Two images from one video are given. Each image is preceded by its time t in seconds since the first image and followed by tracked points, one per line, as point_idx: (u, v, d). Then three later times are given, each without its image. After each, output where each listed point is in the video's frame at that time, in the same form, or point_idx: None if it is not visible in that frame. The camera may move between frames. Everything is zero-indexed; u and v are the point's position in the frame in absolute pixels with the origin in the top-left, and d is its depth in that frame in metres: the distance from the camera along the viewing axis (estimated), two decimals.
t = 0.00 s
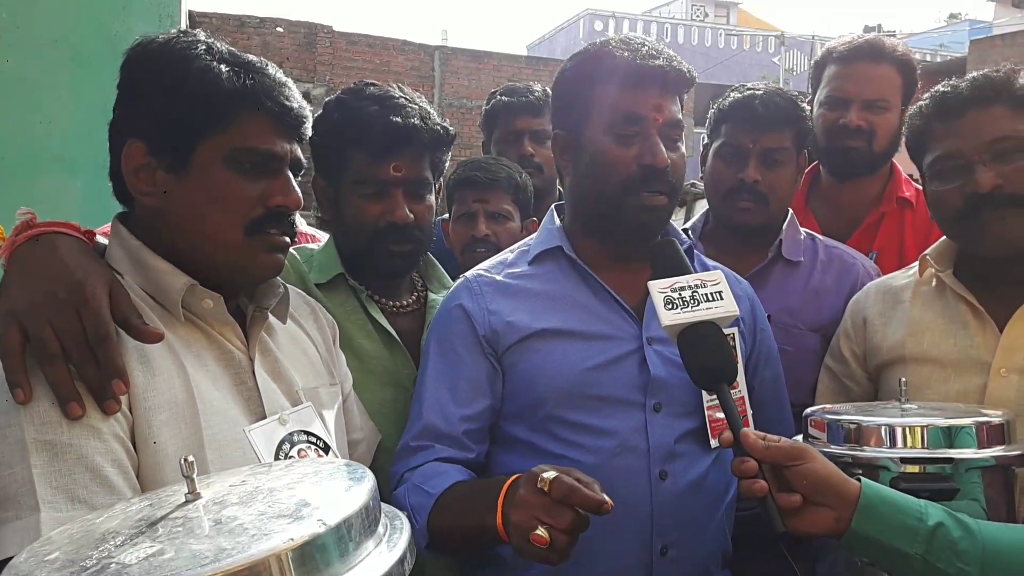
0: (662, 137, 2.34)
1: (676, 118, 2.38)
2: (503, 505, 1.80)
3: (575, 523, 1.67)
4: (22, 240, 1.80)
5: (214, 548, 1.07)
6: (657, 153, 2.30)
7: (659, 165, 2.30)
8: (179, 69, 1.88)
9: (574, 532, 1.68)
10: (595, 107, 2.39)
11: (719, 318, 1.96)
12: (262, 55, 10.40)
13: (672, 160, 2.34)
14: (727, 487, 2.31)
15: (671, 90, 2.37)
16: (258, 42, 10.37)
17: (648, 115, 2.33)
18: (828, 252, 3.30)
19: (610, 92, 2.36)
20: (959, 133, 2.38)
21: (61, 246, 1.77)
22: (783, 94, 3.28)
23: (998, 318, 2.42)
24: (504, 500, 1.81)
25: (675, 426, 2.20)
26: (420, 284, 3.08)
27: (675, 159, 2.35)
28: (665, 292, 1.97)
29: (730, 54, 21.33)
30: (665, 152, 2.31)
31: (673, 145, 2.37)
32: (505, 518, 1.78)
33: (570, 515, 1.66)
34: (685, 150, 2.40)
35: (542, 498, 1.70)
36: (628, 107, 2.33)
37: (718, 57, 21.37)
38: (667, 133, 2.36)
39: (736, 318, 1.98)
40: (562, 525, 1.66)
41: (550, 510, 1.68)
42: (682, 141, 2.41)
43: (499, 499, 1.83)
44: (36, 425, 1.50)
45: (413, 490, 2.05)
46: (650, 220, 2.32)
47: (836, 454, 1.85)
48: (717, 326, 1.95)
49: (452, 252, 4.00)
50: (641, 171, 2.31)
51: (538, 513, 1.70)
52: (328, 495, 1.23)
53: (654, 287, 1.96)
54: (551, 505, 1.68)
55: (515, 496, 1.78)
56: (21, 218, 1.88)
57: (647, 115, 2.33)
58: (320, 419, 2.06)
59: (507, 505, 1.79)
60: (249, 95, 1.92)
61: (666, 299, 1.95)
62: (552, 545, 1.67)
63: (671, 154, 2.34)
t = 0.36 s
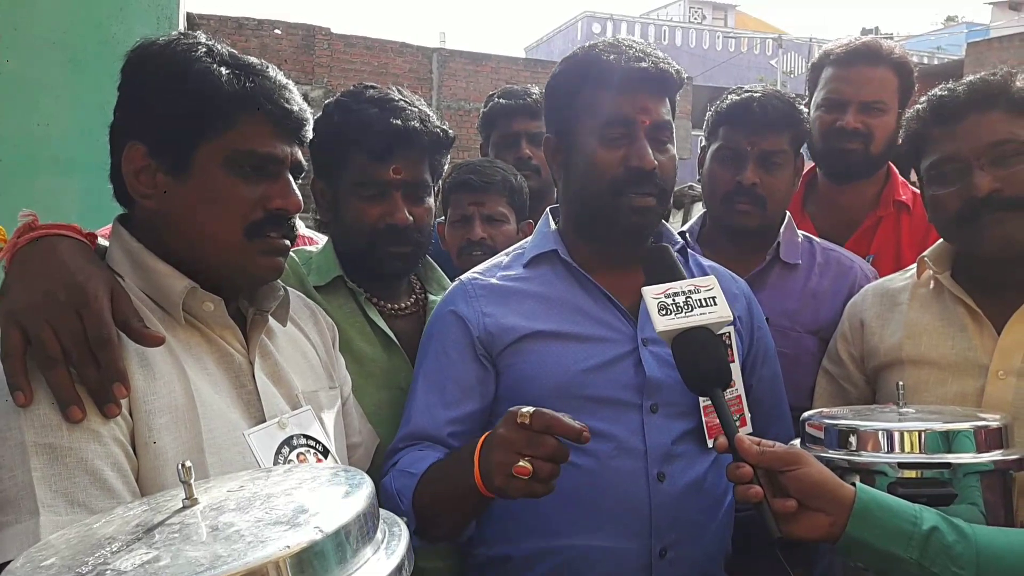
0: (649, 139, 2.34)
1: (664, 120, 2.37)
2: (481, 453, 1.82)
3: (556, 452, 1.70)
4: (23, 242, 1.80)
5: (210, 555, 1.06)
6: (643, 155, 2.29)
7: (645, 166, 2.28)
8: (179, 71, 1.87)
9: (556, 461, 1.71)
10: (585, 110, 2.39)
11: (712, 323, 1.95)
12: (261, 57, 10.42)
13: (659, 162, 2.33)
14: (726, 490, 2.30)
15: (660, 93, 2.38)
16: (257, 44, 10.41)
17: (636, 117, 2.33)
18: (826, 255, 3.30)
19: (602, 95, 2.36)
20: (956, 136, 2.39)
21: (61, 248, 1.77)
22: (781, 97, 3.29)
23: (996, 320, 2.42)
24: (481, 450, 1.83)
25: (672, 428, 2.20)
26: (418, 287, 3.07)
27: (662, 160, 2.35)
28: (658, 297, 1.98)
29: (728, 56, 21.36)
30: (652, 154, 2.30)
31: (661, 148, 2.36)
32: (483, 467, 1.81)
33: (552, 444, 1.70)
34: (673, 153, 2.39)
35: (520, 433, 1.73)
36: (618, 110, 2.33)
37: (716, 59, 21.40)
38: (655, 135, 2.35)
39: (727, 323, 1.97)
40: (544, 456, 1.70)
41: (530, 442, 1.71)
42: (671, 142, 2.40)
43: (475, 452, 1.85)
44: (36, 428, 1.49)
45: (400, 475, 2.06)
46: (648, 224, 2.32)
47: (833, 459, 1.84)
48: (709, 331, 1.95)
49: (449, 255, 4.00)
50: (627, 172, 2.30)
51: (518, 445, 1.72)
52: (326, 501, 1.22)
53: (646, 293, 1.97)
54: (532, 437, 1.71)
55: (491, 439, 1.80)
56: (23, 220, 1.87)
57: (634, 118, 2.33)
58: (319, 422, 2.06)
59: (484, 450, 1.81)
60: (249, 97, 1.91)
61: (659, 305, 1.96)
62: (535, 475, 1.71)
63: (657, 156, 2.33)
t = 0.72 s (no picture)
0: (646, 145, 2.34)
1: (661, 125, 2.37)
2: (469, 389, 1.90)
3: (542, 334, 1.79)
4: (28, 243, 1.80)
5: (217, 558, 1.07)
6: (641, 162, 2.29)
7: (642, 172, 2.29)
8: (183, 73, 1.88)
9: (544, 346, 1.79)
10: (583, 114, 2.40)
11: (712, 326, 1.96)
12: (262, 59, 10.43)
13: (657, 168, 2.33)
14: (726, 493, 2.30)
15: (658, 99, 2.38)
16: (258, 45, 10.42)
17: (632, 124, 2.33)
18: (825, 257, 3.30)
19: (600, 100, 2.37)
20: (956, 139, 2.39)
21: (66, 249, 1.77)
22: (780, 100, 3.29)
23: (996, 322, 2.42)
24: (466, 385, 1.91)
25: (672, 428, 2.20)
26: (419, 289, 3.08)
27: (659, 165, 2.35)
28: (656, 300, 1.96)
29: (728, 58, 21.38)
30: (649, 160, 2.31)
31: (659, 154, 2.37)
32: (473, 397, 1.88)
33: (538, 327, 1.79)
34: (671, 157, 2.40)
35: (506, 325, 1.83)
36: (615, 116, 2.34)
37: (717, 61, 21.41)
38: (653, 141, 2.35)
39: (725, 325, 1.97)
40: (532, 343, 1.79)
41: (517, 328, 1.80)
42: (669, 147, 2.40)
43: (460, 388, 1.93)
44: (42, 429, 1.50)
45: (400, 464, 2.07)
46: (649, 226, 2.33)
47: (833, 462, 1.85)
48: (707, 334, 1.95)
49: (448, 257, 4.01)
50: (624, 178, 2.30)
51: (507, 336, 1.80)
52: (332, 504, 1.23)
53: (644, 296, 1.96)
54: (517, 324, 1.80)
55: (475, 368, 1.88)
56: (28, 221, 1.88)
57: (631, 124, 2.33)
58: (322, 422, 2.06)
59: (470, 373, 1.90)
60: (252, 99, 1.92)
61: (658, 308, 1.95)
62: (525, 356, 1.78)
63: (655, 161, 2.34)
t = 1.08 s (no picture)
0: (651, 143, 2.35)
1: (666, 124, 2.38)
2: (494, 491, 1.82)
3: (563, 519, 1.68)
4: (34, 241, 1.81)
5: (225, 558, 1.07)
6: (645, 160, 2.30)
7: (648, 170, 2.29)
8: (188, 74, 1.89)
9: (561, 525, 1.69)
10: (586, 114, 2.40)
11: (713, 330, 1.96)
12: (264, 60, 10.45)
13: (661, 166, 2.33)
14: (727, 494, 2.31)
15: (662, 98, 2.39)
16: (261, 46, 10.41)
17: (637, 123, 2.33)
18: (827, 258, 3.30)
19: (603, 100, 2.37)
20: (956, 141, 2.39)
21: (72, 249, 1.78)
22: (782, 101, 3.30)
23: (998, 324, 2.42)
24: (494, 491, 1.83)
25: (675, 430, 2.21)
26: (421, 289, 3.09)
27: (665, 164, 2.36)
28: (657, 303, 1.97)
29: (731, 59, 21.37)
30: (654, 158, 2.31)
31: (663, 152, 2.38)
32: (494, 506, 1.79)
33: (566, 510, 1.68)
34: (676, 156, 2.40)
35: (532, 483, 1.72)
36: (619, 115, 2.34)
37: (719, 61, 21.41)
38: (657, 140, 2.36)
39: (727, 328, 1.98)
40: (556, 503, 1.68)
41: (546, 502, 1.69)
42: (673, 146, 2.41)
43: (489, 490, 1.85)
44: (48, 428, 1.50)
45: (408, 486, 2.07)
46: (650, 227, 2.33)
47: (834, 465, 1.85)
48: (709, 337, 1.96)
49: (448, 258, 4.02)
50: (629, 177, 2.31)
51: (534, 497, 1.71)
52: (338, 504, 1.23)
53: (645, 299, 1.96)
54: (544, 494, 1.70)
55: (508, 478, 1.81)
56: (34, 220, 1.88)
57: (635, 123, 2.33)
58: (325, 423, 2.07)
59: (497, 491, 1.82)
60: (258, 99, 1.93)
61: (659, 311, 1.96)
62: (539, 534, 1.69)
63: (660, 160, 2.34)
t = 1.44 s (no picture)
0: (649, 141, 2.34)
1: (663, 122, 2.37)
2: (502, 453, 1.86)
3: (573, 435, 1.73)
4: (33, 240, 1.81)
5: (225, 557, 1.07)
6: (643, 158, 2.29)
7: (646, 169, 2.29)
8: (188, 72, 1.89)
9: (568, 450, 1.74)
10: (584, 111, 2.40)
11: (712, 327, 1.97)
12: (265, 59, 10.44)
13: (659, 165, 2.33)
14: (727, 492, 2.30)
15: (660, 96, 2.38)
16: (261, 44, 10.37)
17: (635, 120, 2.33)
18: (828, 254, 3.30)
19: (603, 96, 2.37)
20: (954, 138, 2.39)
21: (71, 247, 1.78)
22: (783, 98, 3.29)
23: (999, 321, 2.42)
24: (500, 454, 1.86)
25: (675, 428, 2.21)
26: (421, 287, 3.08)
27: (663, 162, 2.35)
28: (656, 301, 1.97)
29: (731, 56, 21.35)
30: (652, 156, 2.31)
31: (662, 150, 2.37)
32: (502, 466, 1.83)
33: (569, 430, 1.73)
34: (674, 154, 2.39)
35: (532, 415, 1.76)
36: (618, 112, 2.34)
37: (720, 58, 21.38)
38: (655, 137, 2.36)
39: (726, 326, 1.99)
40: (559, 426, 1.73)
41: (549, 425, 1.74)
42: (671, 143, 2.40)
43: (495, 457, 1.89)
44: (48, 427, 1.50)
45: (410, 473, 2.07)
46: (649, 225, 2.33)
47: (834, 463, 1.85)
48: (708, 335, 1.96)
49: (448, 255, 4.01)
50: (628, 175, 2.31)
51: (537, 427, 1.75)
52: (338, 503, 1.23)
53: (644, 297, 1.96)
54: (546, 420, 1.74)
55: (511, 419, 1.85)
56: (33, 219, 1.87)
57: (634, 120, 2.33)
58: (326, 421, 2.07)
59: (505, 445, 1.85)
60: (258, 98, 1.92)
61: (658, 309, 1.95)
62: (547, 458, 1.74)
63: (658, 158, 2.34)
